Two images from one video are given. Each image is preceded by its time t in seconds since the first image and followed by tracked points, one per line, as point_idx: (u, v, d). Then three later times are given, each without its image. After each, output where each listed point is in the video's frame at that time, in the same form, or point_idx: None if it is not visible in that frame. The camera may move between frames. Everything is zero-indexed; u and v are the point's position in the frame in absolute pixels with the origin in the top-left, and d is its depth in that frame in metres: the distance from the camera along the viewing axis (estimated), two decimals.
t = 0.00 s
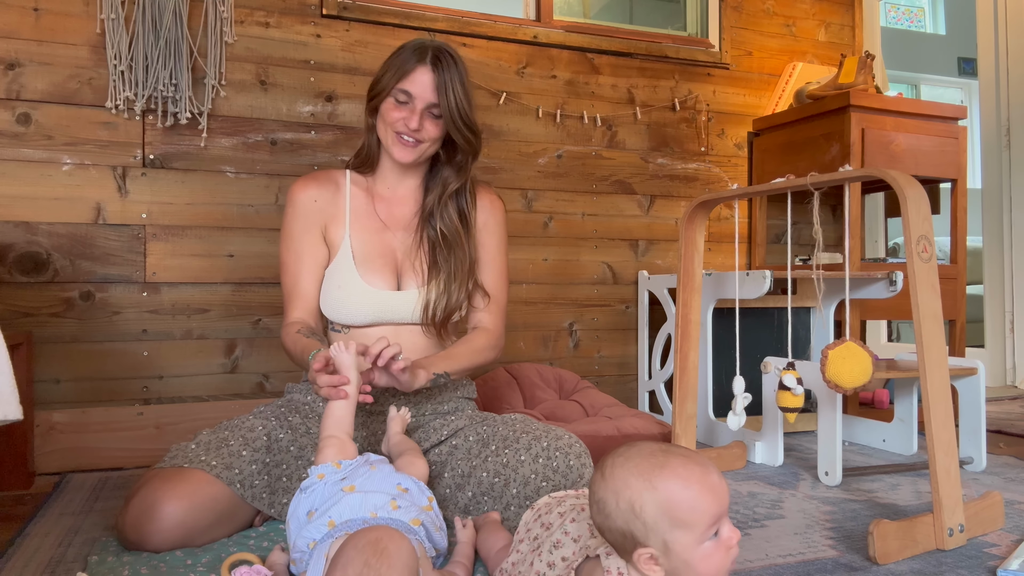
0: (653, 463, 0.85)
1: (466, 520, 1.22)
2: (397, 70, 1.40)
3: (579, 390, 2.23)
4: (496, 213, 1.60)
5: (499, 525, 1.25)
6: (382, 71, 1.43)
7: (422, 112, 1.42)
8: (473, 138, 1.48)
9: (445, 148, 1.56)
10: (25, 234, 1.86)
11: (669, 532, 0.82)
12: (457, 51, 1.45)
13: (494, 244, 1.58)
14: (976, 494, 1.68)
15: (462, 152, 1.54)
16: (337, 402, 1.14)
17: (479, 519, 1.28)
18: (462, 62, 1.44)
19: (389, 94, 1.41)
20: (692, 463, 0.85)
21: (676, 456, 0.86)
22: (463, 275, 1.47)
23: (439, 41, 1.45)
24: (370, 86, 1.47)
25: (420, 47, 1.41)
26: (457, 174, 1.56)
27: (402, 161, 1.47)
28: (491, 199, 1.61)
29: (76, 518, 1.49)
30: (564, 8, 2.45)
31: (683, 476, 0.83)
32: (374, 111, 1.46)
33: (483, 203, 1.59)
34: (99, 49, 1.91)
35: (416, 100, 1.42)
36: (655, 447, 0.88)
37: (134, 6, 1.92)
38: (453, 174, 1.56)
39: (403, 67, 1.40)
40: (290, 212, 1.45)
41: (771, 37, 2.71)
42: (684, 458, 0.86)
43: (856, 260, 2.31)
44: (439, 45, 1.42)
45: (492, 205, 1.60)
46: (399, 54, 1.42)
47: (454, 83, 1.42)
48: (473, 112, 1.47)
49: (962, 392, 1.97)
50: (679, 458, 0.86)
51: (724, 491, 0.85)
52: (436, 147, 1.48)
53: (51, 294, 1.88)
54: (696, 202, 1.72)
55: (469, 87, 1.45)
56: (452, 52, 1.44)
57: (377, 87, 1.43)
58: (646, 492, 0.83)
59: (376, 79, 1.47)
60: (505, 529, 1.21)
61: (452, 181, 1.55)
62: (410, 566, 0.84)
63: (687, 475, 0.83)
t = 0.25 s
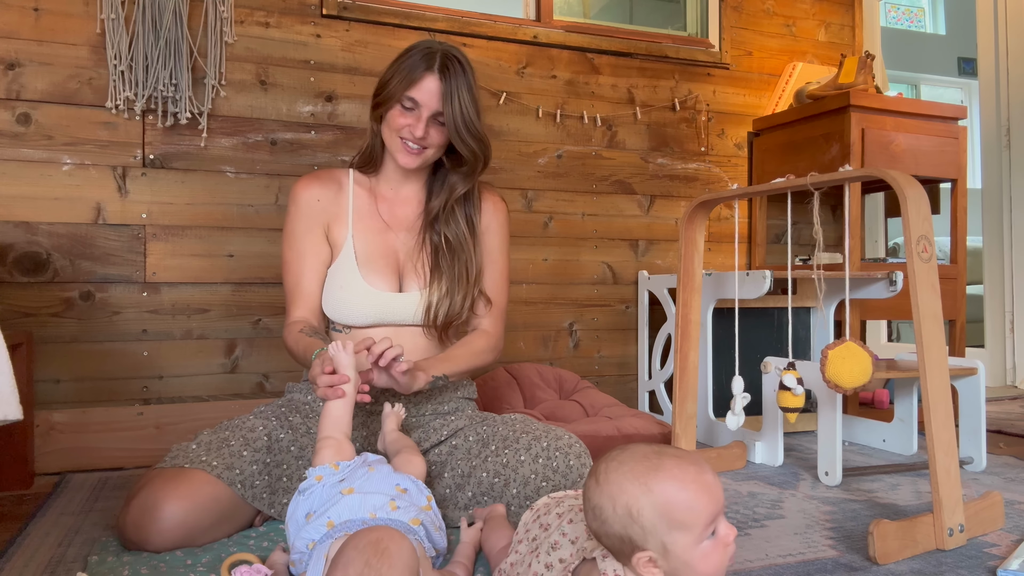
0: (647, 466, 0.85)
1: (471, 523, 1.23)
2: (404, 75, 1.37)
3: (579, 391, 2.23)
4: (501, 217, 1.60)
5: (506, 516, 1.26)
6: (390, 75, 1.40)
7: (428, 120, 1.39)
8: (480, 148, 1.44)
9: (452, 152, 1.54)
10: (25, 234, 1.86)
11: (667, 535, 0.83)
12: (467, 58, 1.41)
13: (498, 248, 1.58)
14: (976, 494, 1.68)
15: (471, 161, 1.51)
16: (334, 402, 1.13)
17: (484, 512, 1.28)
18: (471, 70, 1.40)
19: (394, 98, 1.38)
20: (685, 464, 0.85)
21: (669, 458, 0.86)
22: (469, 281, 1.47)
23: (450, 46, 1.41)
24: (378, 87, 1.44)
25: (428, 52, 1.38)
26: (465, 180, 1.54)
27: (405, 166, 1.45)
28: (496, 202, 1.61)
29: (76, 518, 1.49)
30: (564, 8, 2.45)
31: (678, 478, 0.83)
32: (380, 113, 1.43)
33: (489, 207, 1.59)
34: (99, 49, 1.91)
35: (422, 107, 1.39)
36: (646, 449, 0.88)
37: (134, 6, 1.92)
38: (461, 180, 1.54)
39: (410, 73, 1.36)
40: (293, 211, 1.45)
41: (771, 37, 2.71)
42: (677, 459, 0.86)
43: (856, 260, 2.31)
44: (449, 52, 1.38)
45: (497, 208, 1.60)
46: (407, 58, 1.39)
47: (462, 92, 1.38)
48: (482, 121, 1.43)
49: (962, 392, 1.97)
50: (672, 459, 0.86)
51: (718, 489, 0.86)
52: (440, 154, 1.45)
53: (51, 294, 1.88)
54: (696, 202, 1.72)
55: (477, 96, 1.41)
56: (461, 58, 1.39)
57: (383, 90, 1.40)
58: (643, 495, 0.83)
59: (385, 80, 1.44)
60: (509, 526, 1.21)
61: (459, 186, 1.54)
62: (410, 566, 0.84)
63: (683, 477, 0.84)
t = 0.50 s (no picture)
0: (626, 483, 0.84)
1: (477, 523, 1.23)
2: (406, 77, 1.36)
3: (579, 390, 2.23)
4: (502, 216, 1.60)
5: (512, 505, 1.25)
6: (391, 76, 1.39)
7: (430, 123, 1.39)
8: (481, 151, 1.45)
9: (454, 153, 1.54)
10: (25, 234, 1.86)
11: (642, 552, 0.82)
12: (470, 60, 1.41)
13: (499, 247, 1.58)
14: (976, 494, 1.68)
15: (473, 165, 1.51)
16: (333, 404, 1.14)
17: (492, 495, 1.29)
18: (473, 72, 1.39)
19: (396, 101, 1.37)
20: (666, 483, 0.83)
21: (651, 475, 0.84)
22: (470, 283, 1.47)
23: (452, 47, 1.41)
24: (379, 88, 1.43)
25: (431, 54, 1.37)
26: (467, 181, 1.54)
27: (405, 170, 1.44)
28: (498, 200, 1.61)
29: (76, 517, 1.49)
30: (564, 8, 2.45)
31: (655, 499, 0.82)
32: (381, 114, 1.42)
33: (491, 206, 1.59)
34: (99, 49, 1.91)
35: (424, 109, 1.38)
36: (633, 459, 0.87)
37: (134, 6, 1.92)
38: (464, 183, 1.54)
39: (412, 75, 1.36)
40: (293, 211, 1.45)
41: (771, 37, 2.71)
42: (660, 476, 0.84)
43: (856, 260, 2.31)
44: (451, 54, 1.38)
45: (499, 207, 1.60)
46: (409, 59, 1.38)
47: (465, 95, 1.38)
48: (484, 124, 1.43)
49: (961, 392, 1.97)
50: (654, 476, 0.84)
51: (702, 510, 0.83)
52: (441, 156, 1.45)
53: (51, 294, 1.88)
54: (696, 202, 1.72)
55: (480, 99, 1.41)
56: (464, 60, 1.39)
57: (385, 92, 1.39)
58: (619, 513, 0.82)
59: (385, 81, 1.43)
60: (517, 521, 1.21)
61: (460, 187, 1.54)
62: (411, 566, 0.84)
63: (660, 498, 0.82)
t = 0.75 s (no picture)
0: (594, 506, 0.78)
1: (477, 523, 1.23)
2: (405, 78, 1.36)
3: (579, 391, 2.23)
4: (503, 215, 1.60)
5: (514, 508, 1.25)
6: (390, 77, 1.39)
7: (430, 122, 1.38)
8: (481, 150, 1.44)
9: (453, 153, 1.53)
10: (25, 234, 1.86)
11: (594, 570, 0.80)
12: (469, 59, 1.41)
13: (500, 247, 1.58)
14: (976, 494, 1.68)
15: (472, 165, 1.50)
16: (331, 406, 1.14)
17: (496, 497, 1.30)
18: (473, 71, 1.40)
19: (395, 101, 1.37)
20: (627, 526, 0.76)
21: (617, 511, 0.77)
22: (471, 284, 1.47)
23: (451, 47, 1.41)
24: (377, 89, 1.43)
25: (429, 54, 1.37)
26: (467, 182, 1.53)
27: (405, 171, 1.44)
28: (498, 200, 1.61)
29: (76, 518, 1.49)
30: (564, 8, 2.45)
31: (609, 536, 0.77)
32: (380, 115, 1.42)
33: (493, 206, 1.59)
34: (99, 49, 1.91)
35: (424, 109, 1.38)
36: (616, 482, 0.79)
37: (134, 6, 1.92)
38: (464, 183, 1.54)
39: (411, 74, 1.36)
40: (293, 211, 1.45)
41: (771, 37, 2.71)
42: (626, 515, 0.77)
43: (856, 260, 2.31)
44: (450, 53, 1.38)
45: (500, 207, 1.60)
46: (408, 60, 1.38)
47: (464, 94, 1.37)
48: (483, 123, 1.43)
49: (961, 392, 1.97)
50: (621, 513, 0.77)
51: (662, 561, 0.76)
52: (441, 157, 1.44)
53: (51, 294, 1.88)
54: (696, 202, 1.72)
55: (479, 98, 1.41)
56: (462, 59, 1.39)
57: (384, 93, 1.39)
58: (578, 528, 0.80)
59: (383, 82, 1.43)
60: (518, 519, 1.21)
61: (460, 188, 1.54)
62: (411, 565, 0.84)
63: (615, 536, 0.76)
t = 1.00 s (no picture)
0: (613, 517, 0.79)
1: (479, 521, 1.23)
2: (402, 80, 1.36)
3: (579, 390, 2.23)
4: (503, 215, 1.60)
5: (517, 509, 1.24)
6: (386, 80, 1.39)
7: (428, 124, 1.38)
8: (479, 152, 1.44)
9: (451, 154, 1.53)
10: (25, 234, 1.86)
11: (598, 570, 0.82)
12: (465, 61, 1.41)
13: (500, 247, 1.58)
14: (976, 494, 1.68)
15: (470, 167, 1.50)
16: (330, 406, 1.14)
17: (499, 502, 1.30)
18: (469, 72, 1.39)
19: (392, 103, 1.37)
20: (643, 545, 0.77)
21: (634, 527, 0.77)
22: (469, 285, 1.47)
23: (447, 48, 1.41)
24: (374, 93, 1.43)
25: (426, 56, 1.37)
26: (465, 183, 1.53)
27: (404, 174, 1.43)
28: (498, 199, 1.60)
29: (76, 518, 1.49)
30: (564, 8, 2.45)
31: (621, 550, 0.77)
32: (377, 119, 1.42)
33: (493, 206, 1.59)
34: (99, 49, 1.91)
35: (421, 111, 1.38)
36: (641, 497, 0.79)
37: (134, 6, 1.92)
38: (462, 184, 1.53)
39: (407, 76, 1.35)
40: (293, 210, 1.45)
41: (771, 37, 2.71)
42: (643, 534, 0.77)
43: (856, 260, 2.31)
44: (446, 55, 1.38)
45: (500, 206, 1.60)
46: (404, 62, 1.38)
47: (461, 95, 1.37)
48: (481, 124, 1.43)
49: (962, 392, 1.97)
50: (638, 530, 0.77)
51: None
52: (438, 159, 1.44)
53: (51, 294, 1.88)
54: (696, 202, 1.72)
55: (476, 100, 1.40)
56: (459, 61, 1.39)
57: (381, 96, 1.39)
58: (592, 532, 0.81)
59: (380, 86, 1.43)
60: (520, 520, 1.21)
61: (458, 188, 1.53)
62: (410, 565, 0.84)
63: (626, 550, 0.77)
